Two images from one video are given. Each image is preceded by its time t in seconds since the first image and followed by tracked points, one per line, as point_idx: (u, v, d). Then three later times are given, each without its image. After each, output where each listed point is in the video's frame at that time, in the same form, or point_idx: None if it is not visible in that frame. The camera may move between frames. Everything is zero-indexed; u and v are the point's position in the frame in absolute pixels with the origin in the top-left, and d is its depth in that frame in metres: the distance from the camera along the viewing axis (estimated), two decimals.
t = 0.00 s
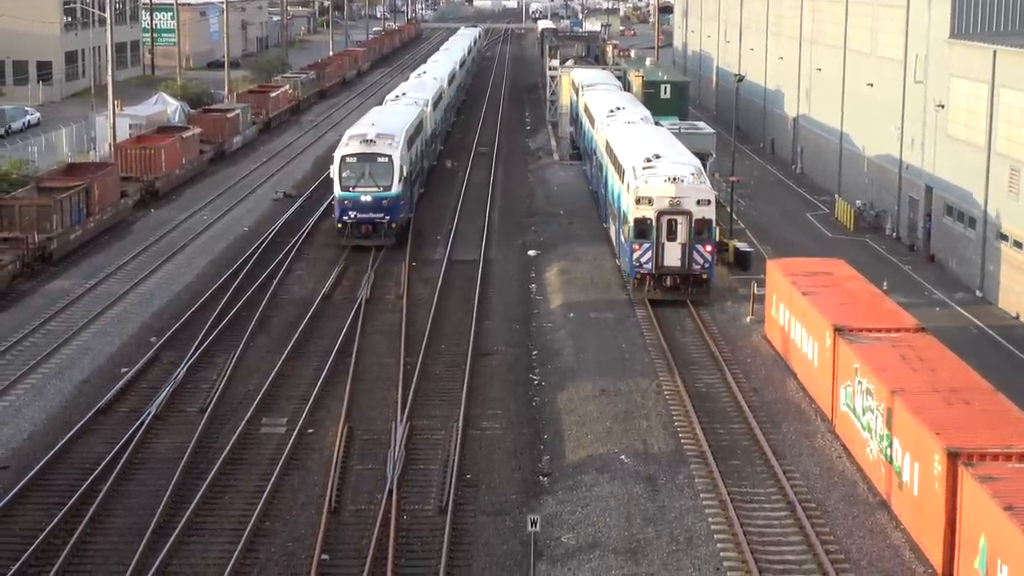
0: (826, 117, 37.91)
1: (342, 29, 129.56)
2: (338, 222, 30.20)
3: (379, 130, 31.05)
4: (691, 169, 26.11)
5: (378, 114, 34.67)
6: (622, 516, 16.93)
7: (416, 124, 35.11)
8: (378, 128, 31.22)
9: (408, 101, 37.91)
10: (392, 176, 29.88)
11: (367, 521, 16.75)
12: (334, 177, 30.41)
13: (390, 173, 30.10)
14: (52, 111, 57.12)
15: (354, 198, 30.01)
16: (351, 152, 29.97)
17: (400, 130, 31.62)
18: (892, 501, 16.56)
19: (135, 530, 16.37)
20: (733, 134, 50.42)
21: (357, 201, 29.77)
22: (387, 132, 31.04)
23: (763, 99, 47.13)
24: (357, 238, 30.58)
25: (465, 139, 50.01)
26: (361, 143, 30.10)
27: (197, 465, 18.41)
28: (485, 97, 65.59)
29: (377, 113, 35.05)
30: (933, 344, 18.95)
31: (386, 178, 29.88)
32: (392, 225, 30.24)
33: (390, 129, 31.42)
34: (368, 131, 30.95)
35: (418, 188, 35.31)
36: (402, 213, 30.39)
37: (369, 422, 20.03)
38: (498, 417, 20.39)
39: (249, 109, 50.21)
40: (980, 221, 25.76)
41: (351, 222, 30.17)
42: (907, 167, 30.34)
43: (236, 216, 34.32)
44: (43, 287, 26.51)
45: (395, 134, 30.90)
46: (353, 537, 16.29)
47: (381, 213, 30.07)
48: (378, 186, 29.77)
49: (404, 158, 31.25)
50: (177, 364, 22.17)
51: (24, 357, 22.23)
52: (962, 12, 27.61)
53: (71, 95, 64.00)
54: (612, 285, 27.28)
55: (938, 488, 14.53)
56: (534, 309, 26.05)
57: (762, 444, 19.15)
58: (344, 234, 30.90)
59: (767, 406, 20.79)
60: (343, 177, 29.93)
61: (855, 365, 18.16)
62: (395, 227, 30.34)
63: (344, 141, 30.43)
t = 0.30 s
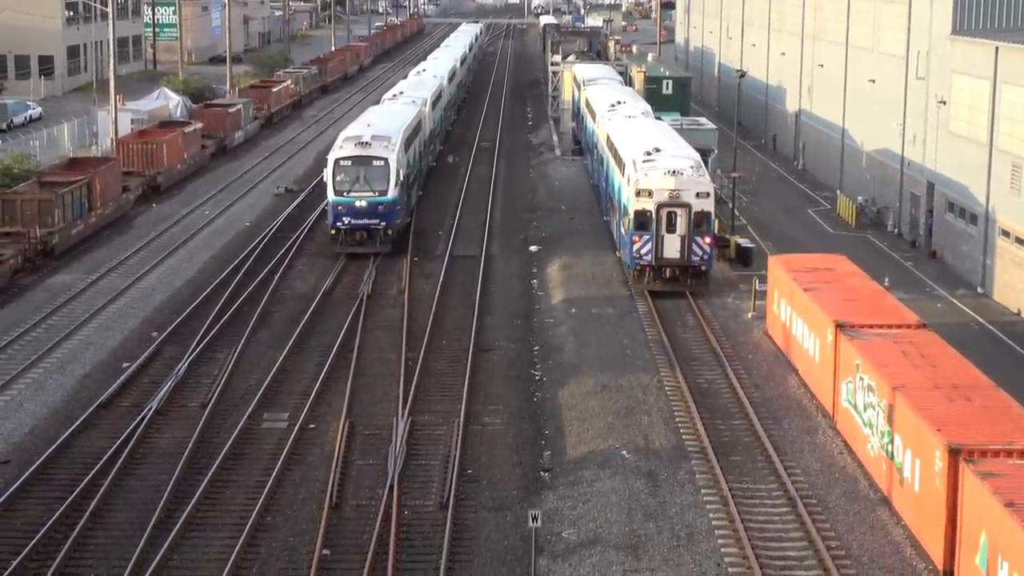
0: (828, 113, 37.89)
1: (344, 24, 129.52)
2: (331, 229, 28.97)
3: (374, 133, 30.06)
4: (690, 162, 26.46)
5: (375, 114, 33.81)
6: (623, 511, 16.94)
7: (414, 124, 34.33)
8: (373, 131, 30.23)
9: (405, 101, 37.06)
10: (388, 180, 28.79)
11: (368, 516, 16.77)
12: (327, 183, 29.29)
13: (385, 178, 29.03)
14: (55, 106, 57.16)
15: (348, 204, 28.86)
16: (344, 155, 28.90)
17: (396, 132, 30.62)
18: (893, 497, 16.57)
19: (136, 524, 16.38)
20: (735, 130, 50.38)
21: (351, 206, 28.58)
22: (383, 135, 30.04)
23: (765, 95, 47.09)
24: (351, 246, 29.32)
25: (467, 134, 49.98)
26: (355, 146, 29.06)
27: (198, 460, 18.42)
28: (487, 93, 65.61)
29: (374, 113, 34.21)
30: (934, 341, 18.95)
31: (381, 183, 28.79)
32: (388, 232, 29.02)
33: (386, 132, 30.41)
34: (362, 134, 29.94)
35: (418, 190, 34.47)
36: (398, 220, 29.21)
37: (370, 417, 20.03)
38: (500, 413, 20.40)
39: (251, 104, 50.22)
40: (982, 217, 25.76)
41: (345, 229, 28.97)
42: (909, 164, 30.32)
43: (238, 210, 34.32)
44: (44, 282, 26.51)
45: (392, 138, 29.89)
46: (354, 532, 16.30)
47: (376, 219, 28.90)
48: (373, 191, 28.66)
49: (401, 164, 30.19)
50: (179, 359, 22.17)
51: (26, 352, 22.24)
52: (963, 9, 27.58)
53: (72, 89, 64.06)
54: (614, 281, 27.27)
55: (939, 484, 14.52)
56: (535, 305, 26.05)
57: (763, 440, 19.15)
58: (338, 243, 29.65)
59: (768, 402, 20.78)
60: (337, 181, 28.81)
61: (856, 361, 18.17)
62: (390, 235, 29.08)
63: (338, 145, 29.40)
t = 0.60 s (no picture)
0: (829, 110, 37.91)
1: (346, 20, 129.54)
2: (322, 237, 27.57)
3: (369, 136, 28.74)
4: (689, 156, 26.81)
5: (371, 114, 32.77)
6: (623, 508, 16.94)
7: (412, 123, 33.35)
8: (368, 134, 28.90)
9: (403, 101, 36.08)
10: (384, 186, 27.46)
11: (367, 513, 16.78)
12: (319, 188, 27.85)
13: (380, 184, 27.70)
14: (56, 101, 57.21)
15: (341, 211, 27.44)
16: (338, 159, 27.50)
17: (392, 136, 29.26)
18: (893, 495, 16.58)
19: (136, 520, 16.38)
20: (736, 128, 50.36)
21: (344, 214, 27.20)
22: (378, 138, 28.72)
23: (767, 92, 47.09)
24: (343, 255, 27.94)
25: (469, 131, 49.97)
26: (349, 150, 27.68)
27: (198, 455, 18.43)
28: (488, 89, 65.66)
29: (370, 114, 33.11)
30: (934, 338, 18.95)
31: (376, 189, 27.38)
32: (383, 241, 27.66)
33: (380, 135, 29.08)
34: (357, 137, 28.59)
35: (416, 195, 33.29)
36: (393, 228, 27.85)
37: (371, 413, 20.03)
38: (500, 409, 20.41)
39: (253, 99, 50.25)
40: (982, 216, 25.77)
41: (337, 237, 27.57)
42: (910, 161, 30.33)
43: (239, 206, 34.31)
44: (46, 277, 26.50)
45: (387, 142, 28.57)
46: (354, 528, 16.30)
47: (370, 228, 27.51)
48: (367, 198, 27.28)
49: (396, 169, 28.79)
50: (179, 354, 22.18)
51: (26, 347, 22.24)
52: (964, 8, 27.62)
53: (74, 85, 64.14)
54: (614, 278, 27.26)
55: (939, 482, 14.53)
56: (536, 302, 26.05)
57: (763, 438, 19.15)
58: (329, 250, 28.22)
59: (769, 399, 20.78)
60: (329, 187, 27.41)
61: (857, 359, 18.19)
62: (385, 244, 27.74)
63: (331, 148, 27.99)
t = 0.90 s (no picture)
0: (834, 109, 37.88)
1: (351, 17, 129.64)
2: (315, 249, 26.07)
3: (366, 143, 27.34)
4: (691, 151, 27.01)
5: (370, 117, 31.61)
6: (626, 506, 16.93)
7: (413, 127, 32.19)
8: (364, 141, 27.51)
9: (404, 102, 34.83)
10: (380, 196, 26.00)
11: (371, 509, 16.78)
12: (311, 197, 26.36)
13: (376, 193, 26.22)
14: (61, 96, 57.32)
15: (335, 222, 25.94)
16: (332, 167, 26.05)
17: (390, 143, 27.87)
18: (896, 494, 16.58)
19: (140, 516, 16.39)
20: (741, 126, 50.32)
21: (338, 225, 25.71)
22: (375, 145, 27.33)
23: (772, 90, 47.04)
24: (337, 269, 26.44)
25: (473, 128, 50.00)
26: (344, 157, 26.26)
27: (201, 451, 18.42)
28: (493, 86, 65.67)
29: (367, 118, 31.64)
30: (938, 338, 18.94)
31: (372, 199, 25.91)
32: (379, 254, 26.19)
33: (378, 142, 27.70)
34: (352, 145, 27.21)
35: (414, 202, 31.74)
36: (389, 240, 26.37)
37: (374, 410, 20.03)
38: (503, 406, 20.40)
39: (257, 96, 50.29)
40: (987, 215, 25.73)
41: (330, 249, 26.09)
42: (915, 160, 30.31)
43: (243, 202, 34.30)
44: (50, 272, 26.50)
45: (384, 149, 27.18)
46: (357, 525, 16.31)
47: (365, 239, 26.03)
48: (363, 208, 25.83)
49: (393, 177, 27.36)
50: (183, 350, 22.17)
51: (30, 342, 22.24)
52: (970, 7, 27.60)
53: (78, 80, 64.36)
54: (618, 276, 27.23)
55: (943, 481, 14.51)
56: (540, 300, 26.04)
57: (766, 437, 19.14)
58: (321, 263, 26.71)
59: (772, 398, 20.77)
60: (322, 196, 25.94)
61: (861, 358, 18.17)
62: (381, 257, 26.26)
63: (325, 155, 26.55)
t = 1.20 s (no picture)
0: (847, 108, 37.85)
1: (363, 16, 129.90)
2: (315, 262, 24.97)
3: (369, 149, 26.11)
4: (701, 147, 27.15)
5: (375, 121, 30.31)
6: (638, 505, 16.90)
7: (420, 132, 30.81)
8: (368, 147, 26.27)
9: (411, 105, 33.59)
10: (383, 207, 24.88)
11: (383, 507, 16.79)
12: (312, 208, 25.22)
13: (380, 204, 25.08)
14: (74, 94, 57.64)
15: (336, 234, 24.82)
16: (334, 177, 24.88)
17: (395, 150, 26.67)
18: (909, 494, 16.55)
19: (152, 512, 16.39)
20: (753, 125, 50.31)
21: (340, 237, 24.60)
22: (379, 152, 26.13)
23: (784, 89, 47.00)
24: (339, 282, 25.35)
25: (485, 126, 50.07)
26: (346, 166, 25.07)
27: (214, 449, 18.43)
28: (505, 85, 65.76)
29: (373, 123, 30.39)
30: (951, 337, 18.90)
31: (375, 210, 24.78)
32: (382, 267, 25.09)
33: (382, 148, 26.48)
34: (356, 151, 26.00)
35: (422, 211, 30.43)
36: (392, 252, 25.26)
37: (387, 408, 20.03)
38: (515, 405, 20.41)
39: (269, 94, 50.42)
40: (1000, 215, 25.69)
41: (331, 262, 24.99)
42: (927, 158, 30.29)
43: (255, 200, 34.34)
44: (62, 269, 26.55)
45: (389, 156, 25.98)
46: (369, 522, 16.32)
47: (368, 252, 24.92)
48: (366, 220, 24.71)
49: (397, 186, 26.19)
50: (196, 348, 22.18)
51: (43, 339, 22.27)
52: (982, 5, 27.56)
53: (91, 78, 64.91)
54: (630, 274, 27.22)
55: (955, 481, 14.48)
56: (552, 299, 26.04)
57: (779, 436, 19.12)
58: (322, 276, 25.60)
59: (785, 397, 20.76)
60: (323, 207, 24.81)
61: (874, 357, 18.15)
62: (384, 270, 25.19)
63: (327, 163, 25.37)
